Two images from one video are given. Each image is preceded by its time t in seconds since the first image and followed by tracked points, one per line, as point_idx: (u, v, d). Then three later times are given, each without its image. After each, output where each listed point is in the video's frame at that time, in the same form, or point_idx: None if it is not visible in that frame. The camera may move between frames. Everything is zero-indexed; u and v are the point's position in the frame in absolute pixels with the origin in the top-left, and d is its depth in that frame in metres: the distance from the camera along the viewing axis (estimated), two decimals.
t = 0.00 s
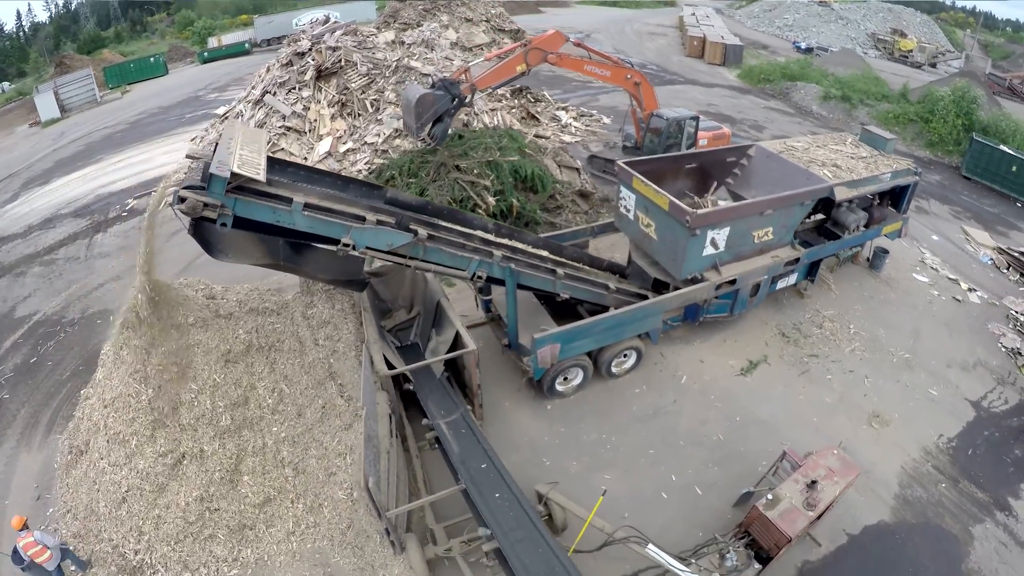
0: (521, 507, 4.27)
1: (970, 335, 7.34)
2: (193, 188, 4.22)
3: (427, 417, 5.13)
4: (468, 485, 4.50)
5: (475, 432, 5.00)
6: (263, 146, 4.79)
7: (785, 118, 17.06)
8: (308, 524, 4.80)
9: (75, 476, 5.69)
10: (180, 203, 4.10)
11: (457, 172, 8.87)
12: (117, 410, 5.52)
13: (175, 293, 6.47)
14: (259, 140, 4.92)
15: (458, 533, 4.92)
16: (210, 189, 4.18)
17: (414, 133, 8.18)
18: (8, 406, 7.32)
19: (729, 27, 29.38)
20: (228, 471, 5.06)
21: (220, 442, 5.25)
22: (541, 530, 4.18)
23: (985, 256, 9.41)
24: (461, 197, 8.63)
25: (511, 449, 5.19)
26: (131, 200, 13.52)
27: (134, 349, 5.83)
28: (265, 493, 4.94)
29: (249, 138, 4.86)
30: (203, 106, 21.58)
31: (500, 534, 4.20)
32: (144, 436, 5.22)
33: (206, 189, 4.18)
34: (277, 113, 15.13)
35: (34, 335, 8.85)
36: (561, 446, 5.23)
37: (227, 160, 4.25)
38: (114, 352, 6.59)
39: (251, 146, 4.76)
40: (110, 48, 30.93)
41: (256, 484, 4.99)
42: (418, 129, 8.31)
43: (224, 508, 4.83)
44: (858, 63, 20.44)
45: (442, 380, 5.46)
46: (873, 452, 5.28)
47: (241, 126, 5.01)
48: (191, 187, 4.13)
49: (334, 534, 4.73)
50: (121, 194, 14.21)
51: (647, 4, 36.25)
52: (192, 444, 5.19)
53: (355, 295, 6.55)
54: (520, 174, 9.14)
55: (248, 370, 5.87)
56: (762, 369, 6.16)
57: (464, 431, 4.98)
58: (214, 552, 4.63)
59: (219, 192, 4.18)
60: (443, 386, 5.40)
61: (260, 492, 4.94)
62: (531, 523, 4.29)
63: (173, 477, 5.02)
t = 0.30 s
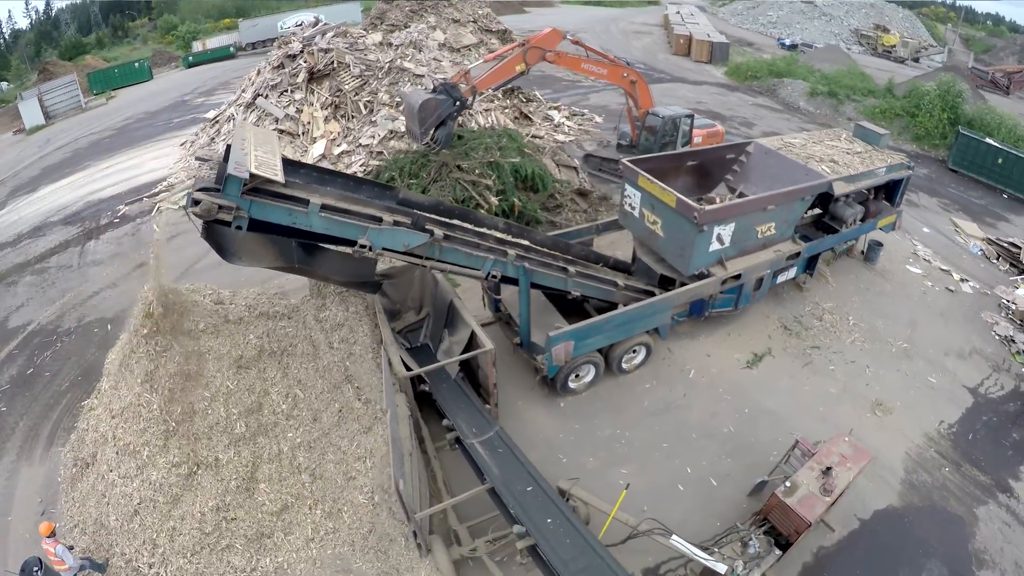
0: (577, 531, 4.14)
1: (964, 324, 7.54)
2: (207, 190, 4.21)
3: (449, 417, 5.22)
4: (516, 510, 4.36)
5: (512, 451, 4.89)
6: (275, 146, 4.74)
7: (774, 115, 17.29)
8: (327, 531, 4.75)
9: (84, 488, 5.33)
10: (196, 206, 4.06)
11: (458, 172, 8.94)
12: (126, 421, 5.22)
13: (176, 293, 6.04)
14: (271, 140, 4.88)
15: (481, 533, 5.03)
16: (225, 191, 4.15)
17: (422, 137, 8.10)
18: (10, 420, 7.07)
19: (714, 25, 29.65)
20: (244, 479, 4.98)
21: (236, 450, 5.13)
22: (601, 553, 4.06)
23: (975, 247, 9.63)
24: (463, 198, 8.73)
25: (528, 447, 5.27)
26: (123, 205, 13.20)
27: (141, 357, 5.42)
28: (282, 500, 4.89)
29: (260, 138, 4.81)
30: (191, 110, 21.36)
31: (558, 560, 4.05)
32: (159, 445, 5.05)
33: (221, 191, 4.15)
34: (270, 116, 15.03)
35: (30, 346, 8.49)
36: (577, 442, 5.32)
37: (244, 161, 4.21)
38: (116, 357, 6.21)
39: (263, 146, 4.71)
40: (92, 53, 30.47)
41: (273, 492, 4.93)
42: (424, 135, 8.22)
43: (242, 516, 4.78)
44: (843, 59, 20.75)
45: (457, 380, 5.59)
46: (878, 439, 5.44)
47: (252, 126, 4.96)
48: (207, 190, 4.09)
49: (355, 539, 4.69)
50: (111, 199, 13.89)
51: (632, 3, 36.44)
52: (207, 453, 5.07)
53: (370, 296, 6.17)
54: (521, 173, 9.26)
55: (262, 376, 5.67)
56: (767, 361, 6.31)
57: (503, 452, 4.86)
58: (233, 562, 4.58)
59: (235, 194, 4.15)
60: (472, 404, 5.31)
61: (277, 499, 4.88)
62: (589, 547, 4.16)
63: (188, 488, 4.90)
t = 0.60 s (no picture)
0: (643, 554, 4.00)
1: (957, 312, 7.74)
2: (222, 193, 4.17)
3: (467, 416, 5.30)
4: (575, 536, 4.18)
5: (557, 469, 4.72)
6: (289, 148, 4.71)
7: (761, 111, 17.53)
8: (347, 537, 4.70)
9: (94, 503, 5.41)
10: (210, 208, 4.07)
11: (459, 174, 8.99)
12: (137, 433, 5.22)
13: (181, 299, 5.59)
14: (284, 142, 4.84)
15: (506, 531, 5.16)
16: (241, 192, 4.13)
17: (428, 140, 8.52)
18: (6, 434, 7.00)
19: (697, 22, 29.94)
20: (261, 488, 4.89)
21: (251, 459, 5.02)
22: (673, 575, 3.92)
23: (964, 237, 9.88)
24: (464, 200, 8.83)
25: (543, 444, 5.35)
26: (112, 212, 13.01)
27: (153, 367, 5.33)
28: (300, 507, 4.83)
29: (273, 140, 4.77)
30: (177, 116, 21.16)
31: None
32: (171, 458, 5.00)
33: (236, 194, 4.13)
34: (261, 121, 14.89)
35: (24, 358, 8.41)
36: (592, 438, 5.42)
37: (261, 162, 4.16)
38: (121, 367, 6.04)
39: (277, 147, 4.67)
40: (71, 59, 29.99)
41: (291, 500, 4.86)
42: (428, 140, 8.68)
43: (261, 527, 4.72)
44: (826, 55, 21.08)
45: (471, 381, 5.68)
46: (882, 426, 5.59)
47: (268, 130, 4.91)
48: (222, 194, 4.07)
49: (377, 543, 4.64)
50: (100, 207, 13.71)
51: (614, 2, 36.66)
52: (220, 464, 4.95)
53: (382, 298, 6.09)
54: (520, 174, 9.37)
55: (275, 384, 5.48)
56: (770, 353, 6.45)
57: (548, 472, 4.68)
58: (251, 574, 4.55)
59: (251, 195, 4.13)
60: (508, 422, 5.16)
61: (295, 507, 4.82)
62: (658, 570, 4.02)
63: (202, 501, 4.84)
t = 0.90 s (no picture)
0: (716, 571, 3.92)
1: (949, 301, 7.96)
2: (236, 194, 4.11)
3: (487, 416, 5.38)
4: (643, 558, 4.07)
5: (609, 486, 4.59)
6: (301, 148, 4.64)
7: (748, 108, 17.77)
8: (369, 542, 4.64)
9: (102, 516, 5.31)
10: (227, 212, 3.98)
11: (460, 174, 9.07)
12: (149, 443, 5.06)
13: (193, 306, 5.72)
14: (295, 143, 4.77)
15: (530, 528, 5.25)
16: (258, 194, 4.10)
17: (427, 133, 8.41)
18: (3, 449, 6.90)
19: (681, 20, 30.20)
20: (279, 496, 4.84)
21: (267, 467, 4.95)
22: None
23: (952, 228, 10.12)
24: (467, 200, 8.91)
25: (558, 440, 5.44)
26: (102, 219, 12.84)
27: (165, 376, 5.28)
28: (321, 514, 4.77)
29: (283, 140, 4.70)
30: (162, 122, 20.96)
31: None
32: (187, 468, 4.89)
33: (253, 196, 4.10)
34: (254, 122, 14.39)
35: (18, 370, 8.29)
36: (606, 433, 5.52)
37: (280, 162, 4.09)
38: (127, 375, 5.83)
39: (289, 148, 4.59)
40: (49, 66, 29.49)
41: (310, 507, 4.80)
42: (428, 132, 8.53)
43: (280, 536, 4.66)
44: (809, 51, 21.41)
45: (486, 381, 5.78)
46: (886, 413, 5.76)
47: (276, 131, 4.85)
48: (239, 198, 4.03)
49: (400, 547, 4.62)
50: (89, 215, 13.51)
51: (597, 2, 36.87)
52: (238, 474, 4.87)
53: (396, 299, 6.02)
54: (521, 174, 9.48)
55: (288, 390, 5.42)
56: (773, 345, 6.60)
57: (602, 489, 4.54)
58: None
59: (268, 197, 4.11)
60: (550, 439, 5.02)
61: (315, 514, 4.75)
62: None
63: (219, 512, 4.73)
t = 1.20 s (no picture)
0: None
1: (943, 291, 8.18)
2: (256, 196, 4.13)
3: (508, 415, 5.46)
4: None
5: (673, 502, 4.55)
6: (317, 148, 4.67)
7: (736, 105, 18.00)
8: (391, 546, 4.74)
9: (114, 526, 5.27)
10: (247, 213, 4.00)
11: (463, 176, 9.15)
12: (163, 453, 5.03)
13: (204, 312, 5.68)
14: (310, 142, 4.80)
15: (552, 524, 5.34)
16: (277, 195, 4.11)
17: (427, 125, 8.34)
18: (5, 462, 6.82)
19: (666, 19, 30.44)
20: (300, 503, 4.84)
21: (285, 474, 4.93)
22: None
23: (941, 220, 10.36)
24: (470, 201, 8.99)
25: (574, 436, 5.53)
26: (93, 227, 12.71)
27: (179, 385, 5.21)
28: (342, 519, 4.81)
29: (299, 139, 4.73)
30: (148, 128, 20.77)
31: None
32: (205, 478, 4.85)
33: (272, 197, 4.12)
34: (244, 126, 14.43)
35: (15, 383, 8.19)
36: (620, 428, 5.63)
37: (301, 163, 4.13)
38: (135, 384, 5.68)
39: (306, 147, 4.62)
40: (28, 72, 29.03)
41: (331, 513, 4.82)
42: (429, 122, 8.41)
43: (301, 544, 4.68)
44: (794, 47, 21.72)
45: (503, 380, 5.89)
46: (889, 401, 5.92)
47: (291, 130, 4.88)
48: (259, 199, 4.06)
49: (424, 550, 4.74)
50: (79, 222, 13.35)
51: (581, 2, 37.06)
52: (258, 482, 4.84)
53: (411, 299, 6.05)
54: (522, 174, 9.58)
55: (303, 396, 5.33)
56: (777, 338, 6.75)
57: (664, 506, 4.52)
58: None
59: (288, 198, 4.14)
60: (601, 454, 4.93)
61: (337, 519, 4.79)
62: None
63: (240, 522, 4.73)
